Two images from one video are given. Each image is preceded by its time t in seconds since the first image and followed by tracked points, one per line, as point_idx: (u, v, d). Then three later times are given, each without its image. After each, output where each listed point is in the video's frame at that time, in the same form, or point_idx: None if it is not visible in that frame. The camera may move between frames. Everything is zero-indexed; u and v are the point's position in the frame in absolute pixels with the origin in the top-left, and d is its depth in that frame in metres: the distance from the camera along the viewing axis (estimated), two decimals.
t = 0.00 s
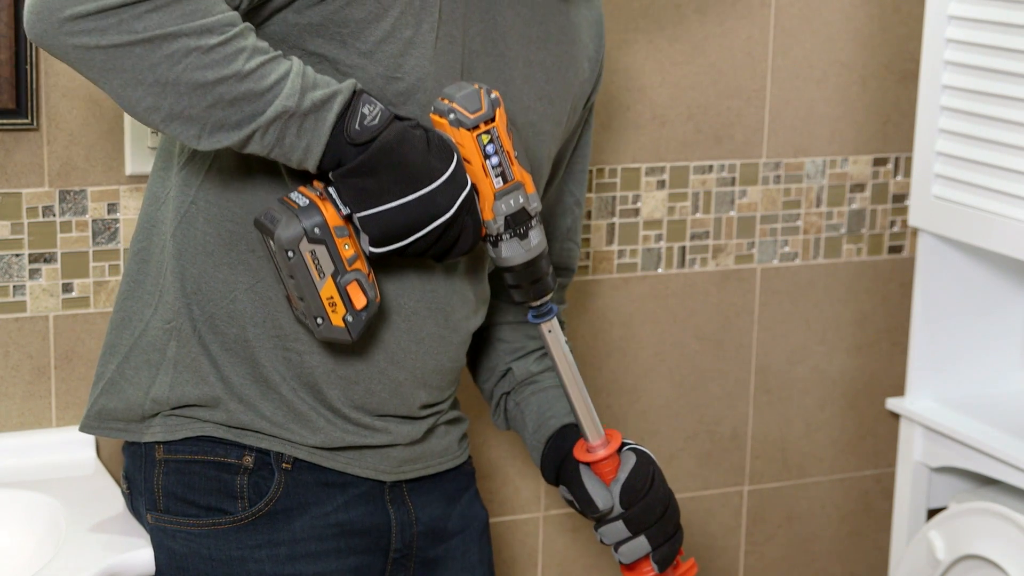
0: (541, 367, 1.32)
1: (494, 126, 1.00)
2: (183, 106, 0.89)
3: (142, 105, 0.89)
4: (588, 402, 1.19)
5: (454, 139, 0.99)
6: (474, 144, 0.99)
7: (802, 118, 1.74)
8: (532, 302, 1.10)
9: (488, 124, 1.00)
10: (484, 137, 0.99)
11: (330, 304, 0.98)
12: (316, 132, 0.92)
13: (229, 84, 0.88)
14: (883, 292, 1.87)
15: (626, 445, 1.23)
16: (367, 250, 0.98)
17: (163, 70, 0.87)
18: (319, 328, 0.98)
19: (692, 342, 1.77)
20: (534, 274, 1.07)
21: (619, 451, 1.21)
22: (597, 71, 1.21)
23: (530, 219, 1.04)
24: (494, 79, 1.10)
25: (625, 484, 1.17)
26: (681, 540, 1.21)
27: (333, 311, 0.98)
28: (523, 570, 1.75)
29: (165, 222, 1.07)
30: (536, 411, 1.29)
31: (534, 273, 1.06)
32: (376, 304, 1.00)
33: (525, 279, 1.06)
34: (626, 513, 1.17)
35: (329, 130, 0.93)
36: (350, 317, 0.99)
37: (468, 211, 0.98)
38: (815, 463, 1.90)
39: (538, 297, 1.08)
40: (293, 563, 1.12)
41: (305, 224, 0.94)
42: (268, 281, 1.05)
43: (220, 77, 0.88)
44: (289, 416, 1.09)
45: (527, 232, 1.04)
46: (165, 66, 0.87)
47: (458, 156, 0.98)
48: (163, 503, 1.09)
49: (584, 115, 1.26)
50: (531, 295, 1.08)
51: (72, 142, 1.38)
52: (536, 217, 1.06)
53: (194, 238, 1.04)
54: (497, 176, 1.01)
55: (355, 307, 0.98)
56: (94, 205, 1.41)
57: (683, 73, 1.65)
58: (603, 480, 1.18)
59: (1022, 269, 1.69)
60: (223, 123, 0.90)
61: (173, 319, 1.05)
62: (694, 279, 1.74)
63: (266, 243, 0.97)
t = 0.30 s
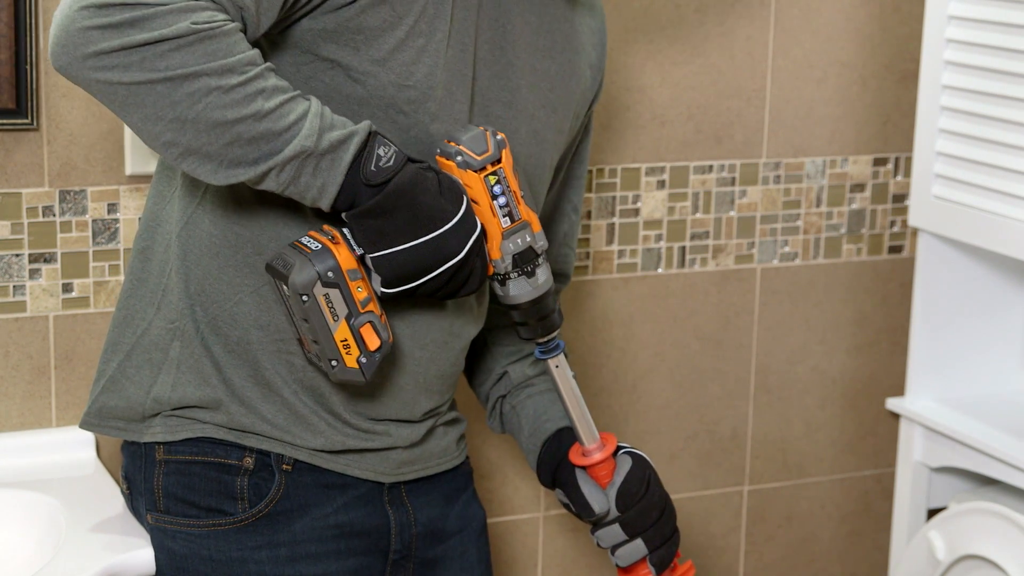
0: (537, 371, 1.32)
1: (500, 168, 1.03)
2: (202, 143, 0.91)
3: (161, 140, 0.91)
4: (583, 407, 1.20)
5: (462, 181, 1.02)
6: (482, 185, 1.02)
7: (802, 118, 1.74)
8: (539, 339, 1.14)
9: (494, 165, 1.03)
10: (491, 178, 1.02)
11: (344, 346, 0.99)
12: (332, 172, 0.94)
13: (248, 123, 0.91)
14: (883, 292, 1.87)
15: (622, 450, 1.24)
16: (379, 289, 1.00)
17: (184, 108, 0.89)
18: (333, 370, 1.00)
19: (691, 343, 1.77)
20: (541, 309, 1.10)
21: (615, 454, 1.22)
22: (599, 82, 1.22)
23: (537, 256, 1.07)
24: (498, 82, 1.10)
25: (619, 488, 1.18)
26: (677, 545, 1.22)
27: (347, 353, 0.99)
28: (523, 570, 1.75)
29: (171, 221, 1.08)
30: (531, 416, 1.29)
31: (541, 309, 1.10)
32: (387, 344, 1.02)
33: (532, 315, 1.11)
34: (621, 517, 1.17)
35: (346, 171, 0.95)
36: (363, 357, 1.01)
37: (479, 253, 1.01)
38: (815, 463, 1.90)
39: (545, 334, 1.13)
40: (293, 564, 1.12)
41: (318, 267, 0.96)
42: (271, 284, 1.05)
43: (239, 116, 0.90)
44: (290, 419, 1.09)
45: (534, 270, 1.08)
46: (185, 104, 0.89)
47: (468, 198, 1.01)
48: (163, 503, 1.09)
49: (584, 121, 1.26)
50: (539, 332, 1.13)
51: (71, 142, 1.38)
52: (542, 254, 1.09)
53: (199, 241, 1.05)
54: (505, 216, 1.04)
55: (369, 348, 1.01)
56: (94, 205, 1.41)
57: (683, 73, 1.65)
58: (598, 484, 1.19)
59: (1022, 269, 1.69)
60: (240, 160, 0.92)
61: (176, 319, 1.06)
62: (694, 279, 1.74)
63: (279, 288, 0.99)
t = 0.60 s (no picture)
0: (544, 374, 1.32)
1: (526, 191, 1.03)
2: (227, 165, 0.91)
3: (186, 160, 0.91)
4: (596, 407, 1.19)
5: (487, 204, 1.01)
6: (507, 209, 1.01)
7: (801, 117, 1.74)
8: (562, 361, 1.12)
9: (520, 189, 1.02)
10: (516, 202, 1.02)
11: (365, 368, 0.99)
12: (357, 194, 0.94)
13: (273, 144, 0.90)
14: (883, 292, 1.87)
15: (632, 450, 1.23)
16: (402, 313, 0.99)
17: (209, 129, 0.89)
18: (355, 392, 0.99)
19: (692, 343, 1.77)
20: (565, 332, 1.09)
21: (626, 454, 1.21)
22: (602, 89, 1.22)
23: (561, 279, 1.07)
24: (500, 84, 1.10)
25: (632, 488, 1.17)
26: (688, 545, 1.22)
27: (368, 375, 0.99)
28: (523, 570, 1.75)
29: (176, 220, 1.07)
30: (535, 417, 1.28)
31: (565, 331, 1.09)
32: (410, 366, 1.02)
33: (555, 337, 1.09)
34: (634, 516, 1.17)
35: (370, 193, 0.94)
36: (384, 379, 1.00)
37: (501, 276, 1.00)
38: (815, 464, 1.90)
39: (567, 355, 1.11)
40: (294, 564, 1.12)
41: (341, 288, 0.95)
42: (276, 285, 1.05)
43: (264, 138, 0.90)
44: (293, 420, 1.09)
45: (558, 292, 1.07)
46: (211, 125, 0.89)
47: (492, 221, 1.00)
48: (164, 503, 1.09)
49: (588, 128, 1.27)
50: (560, 353, 1.11)
51: (72, 141, 1.38)
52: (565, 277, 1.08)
53: (205, 241, 1.05)
54: (529, 239, 1.03)
55: (390, 370, 1.00)
56: (94, 205, 1.40)
57: (683, 73, 1.65)
58: (610, 484, 1.19)
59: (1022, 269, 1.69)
60: (264, 181, 0.92)
61: (180, 319, 1.06)
62: (694, 279, 1.74)
63: (302, 308, 0.98)
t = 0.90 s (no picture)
0: (545, 371, 1.32)
1: (547, 209, 1.04)
2: (263, 189, 0.91)
3: (223, 185, 0.91)
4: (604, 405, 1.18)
5: (509, 221, 1.02)
6: (530, 226, 1.02)
7: (801, 117, 1.74)
8: (579, 378, 1.13)
9: (541, 207, 1.04)
10: (538, 219, 1.03)
11: (398, 387, 1.00)
12: (390, 216, 0.94)
13: (309, 169, 0.90)
14: (883, 292, 1.87)
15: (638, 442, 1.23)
16: (433, 331, 0.99)
17: (246, 155, 0.89)
18: (388, 411, 1.01)
19: (692, 343, 1.77)
20: (583, 349, 1.10)
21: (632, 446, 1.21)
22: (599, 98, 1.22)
23: (580, 296, 1.08)
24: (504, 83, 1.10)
25: (638, 480, 1.17)
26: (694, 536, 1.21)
27: (400, 395, 1.00)
28: (523, 570, 1.75)
29: (181, 222, 1.07)
30: (537, 414, 1.28)
31: (583, 348, 1.10)
32: (440, 383, 1.02)
33: (573, 354, 1.10)
34: (639, 508, 1.17)
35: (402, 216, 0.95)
36: (416, 399, 1.01)
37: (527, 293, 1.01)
38: (815, 464, 1.90)
39: (585, 372, 1.11)
40: (295, 564, 1.12)
41: (374, 310, 0.96)
42: (281, 288, 1.05)
43: (300, 163, 0.90)
44: (296, 423, 1.09)
45: (577, 309, 1.08)
46: (247, 151, 0.89)
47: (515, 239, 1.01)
48: (166, 503, 1.09)
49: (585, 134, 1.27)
50: (579, 370, 1.11)
51: (72, 141, 1.38)
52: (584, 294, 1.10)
53: (209, 243, 1.05)
54: (550, 256, 1.04)
55: (422, 389, 1.01)
56: (94, 205, 1.40)
57: (683, 73, 1.65)
58: (616, 476, 1.18)
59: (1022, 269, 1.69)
60: (300, 205, 0.92)
61: (182, 321, 1.06)
62: (694, 279, 1.74)
63: (333, 330, 0.99)
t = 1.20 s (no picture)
0: (546, 371, 1.32)
1: (550, 218, 1.05)
2: (262, 201, 0.91)
3: (222, 197, 0.91)
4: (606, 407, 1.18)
5: (513, 230, 1.03)
6: (534, 235, 1.03)
7: (801, 117, 1.74)
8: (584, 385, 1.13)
9: (545, 215, 1.04)
10: (542, 228, 1.04)
11: (401, 396, 1.00)
12: (389, 227, 0.95)
13: (307, 181, 0.90)
14: (883, 292, 1.87)
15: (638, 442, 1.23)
16: (435, 341, 1.00)
17: (245, 167, 0.89)
18: (391, 420, 1.01)
19: (692, 342, 1.77)
20: (587, 356, 1.10)
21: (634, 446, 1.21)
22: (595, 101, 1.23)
23: (584, 303, 1.09)
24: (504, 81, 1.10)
25: (640, 479, 1.17)
26: (695, 536, 1.21)
27: (403, 404, 1.01)
28: (523, 570, 1.75)
29: (181, 223, 1.07)
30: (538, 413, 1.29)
31: (587, 356, 1.10)
32: (443, 392, 1.04)
33: (578, 362, 1.10)
34: (641, 508, 1.17)
35: (404, 227, 0.95)
36: (419, 407, 1.02)
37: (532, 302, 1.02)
38: (815, 464, 1.90)
39: (590, 379, 1.11)
40: (294, 564, 1.12)
41: (377, 319, 0.96)
42: (279, 288, 1.04)
43: (298, 175, 0.90)
44: (295, 421, 1.09)
45: (581, 317, 1.09)
46: (246, 163, 0.89)
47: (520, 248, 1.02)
48: (165, 503, 1.09)
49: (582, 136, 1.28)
50: (583, 377, 1.12)
51: (72, 141, 1.38)
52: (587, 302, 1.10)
53: (207, 241, 1.04)
54: (554, 264, 1.05)
55: (425, 398, 1.02)
56: (94, 205, 1.41)
57: (683, 73, 1.65)
58: (617, 476, 1.18)
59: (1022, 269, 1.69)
60: (298, 217, 0.92)
61: (180, 321, 1.06)
62: (694, 279, 1.74)
63: (335, 339, 0.99)
